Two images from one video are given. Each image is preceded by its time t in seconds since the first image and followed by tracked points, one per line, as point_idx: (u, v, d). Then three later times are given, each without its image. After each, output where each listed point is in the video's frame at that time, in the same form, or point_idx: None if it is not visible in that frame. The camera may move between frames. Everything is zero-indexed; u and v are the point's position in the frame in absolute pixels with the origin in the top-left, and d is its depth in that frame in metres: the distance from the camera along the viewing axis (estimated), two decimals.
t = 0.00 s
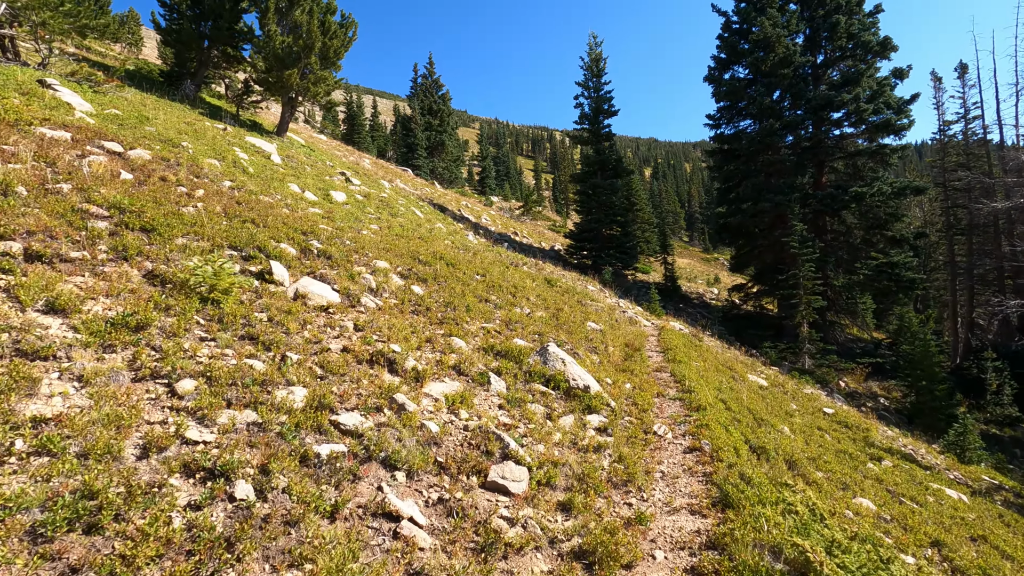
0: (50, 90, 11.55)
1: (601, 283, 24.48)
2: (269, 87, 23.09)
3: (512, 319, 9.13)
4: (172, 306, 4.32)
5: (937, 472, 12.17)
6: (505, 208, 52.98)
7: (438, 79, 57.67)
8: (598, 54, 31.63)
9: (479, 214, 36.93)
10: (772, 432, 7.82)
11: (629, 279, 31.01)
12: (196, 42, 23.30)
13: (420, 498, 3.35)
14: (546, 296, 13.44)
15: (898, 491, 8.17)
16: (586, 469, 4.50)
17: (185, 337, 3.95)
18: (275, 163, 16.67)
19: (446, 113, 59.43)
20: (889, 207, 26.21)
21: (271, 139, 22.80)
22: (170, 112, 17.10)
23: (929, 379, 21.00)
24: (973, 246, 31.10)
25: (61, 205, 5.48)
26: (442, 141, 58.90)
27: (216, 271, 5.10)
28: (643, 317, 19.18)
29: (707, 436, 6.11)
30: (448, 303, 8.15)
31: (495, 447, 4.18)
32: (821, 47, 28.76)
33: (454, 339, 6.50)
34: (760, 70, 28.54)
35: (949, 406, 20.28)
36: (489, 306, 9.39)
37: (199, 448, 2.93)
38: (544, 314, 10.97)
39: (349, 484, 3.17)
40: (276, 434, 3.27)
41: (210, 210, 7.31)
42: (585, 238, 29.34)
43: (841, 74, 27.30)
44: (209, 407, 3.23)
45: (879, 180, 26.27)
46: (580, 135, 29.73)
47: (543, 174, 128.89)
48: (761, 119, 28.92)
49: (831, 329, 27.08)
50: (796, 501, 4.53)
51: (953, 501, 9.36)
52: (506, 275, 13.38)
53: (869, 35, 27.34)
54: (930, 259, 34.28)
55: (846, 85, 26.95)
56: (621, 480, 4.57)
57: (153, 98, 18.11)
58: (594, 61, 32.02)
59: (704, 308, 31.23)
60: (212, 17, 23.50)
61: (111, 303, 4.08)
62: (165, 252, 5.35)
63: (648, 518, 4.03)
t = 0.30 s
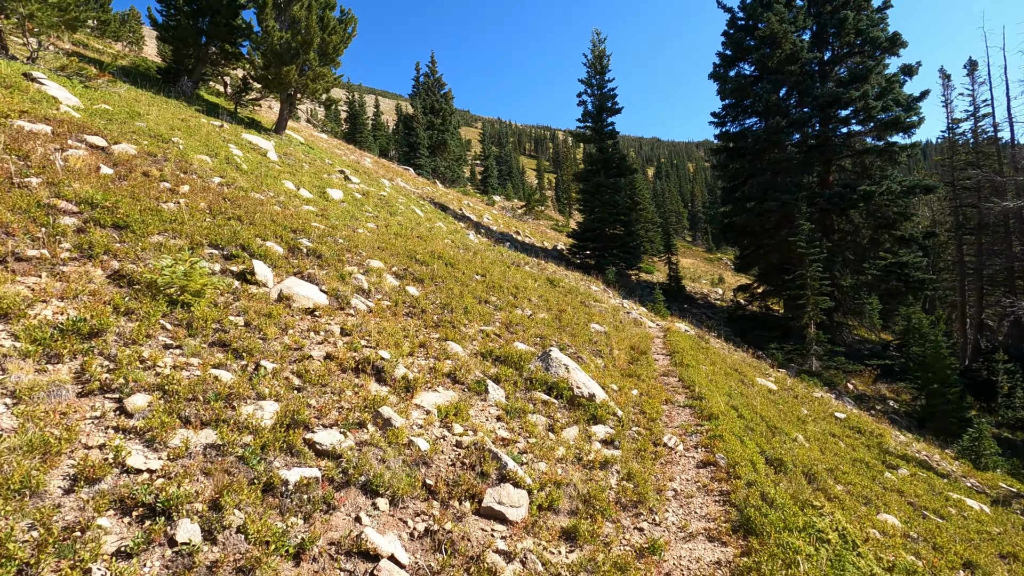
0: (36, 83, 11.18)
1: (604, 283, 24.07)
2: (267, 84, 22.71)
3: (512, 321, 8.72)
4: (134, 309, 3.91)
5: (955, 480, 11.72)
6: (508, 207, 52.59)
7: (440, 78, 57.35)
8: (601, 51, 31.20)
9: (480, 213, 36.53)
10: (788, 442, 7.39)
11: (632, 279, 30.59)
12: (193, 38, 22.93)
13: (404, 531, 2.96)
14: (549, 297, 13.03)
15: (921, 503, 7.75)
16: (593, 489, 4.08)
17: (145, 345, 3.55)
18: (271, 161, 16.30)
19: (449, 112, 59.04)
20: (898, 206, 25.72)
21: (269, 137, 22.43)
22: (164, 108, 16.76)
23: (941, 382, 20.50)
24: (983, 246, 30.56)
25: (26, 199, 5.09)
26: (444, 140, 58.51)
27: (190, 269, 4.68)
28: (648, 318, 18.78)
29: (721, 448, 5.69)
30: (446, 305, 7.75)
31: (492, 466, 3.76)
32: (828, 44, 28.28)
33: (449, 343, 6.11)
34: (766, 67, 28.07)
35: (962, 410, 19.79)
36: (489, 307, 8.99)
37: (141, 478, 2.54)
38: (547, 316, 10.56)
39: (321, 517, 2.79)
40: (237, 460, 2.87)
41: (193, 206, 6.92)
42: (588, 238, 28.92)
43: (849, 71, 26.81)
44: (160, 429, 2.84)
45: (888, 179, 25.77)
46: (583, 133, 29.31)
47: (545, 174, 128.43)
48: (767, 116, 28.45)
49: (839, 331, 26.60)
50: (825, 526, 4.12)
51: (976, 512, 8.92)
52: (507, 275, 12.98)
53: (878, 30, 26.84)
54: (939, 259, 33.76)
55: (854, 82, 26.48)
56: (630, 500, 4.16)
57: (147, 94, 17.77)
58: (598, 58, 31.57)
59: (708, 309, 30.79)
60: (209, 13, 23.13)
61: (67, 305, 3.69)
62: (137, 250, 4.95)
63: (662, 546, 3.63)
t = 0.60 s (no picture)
0: (18, 75, 10.70)
1: (608, 282, 23.55)
2: (264, 79, 22.20)
3: (516, 325, 8.19)
4: (86, 319, 3.41)
5: (979, 489, 11.19)
6: (509, 205, 52.09)
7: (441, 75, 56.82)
8: (605, 45, 30.62)
9: (482, 211, 36.01)
10: (813, 454, 6.90)
11: (637, 278, 30.06)
12: (188, 32, 22.43)
13: None
14: (554, 297, 12.51)
15: (955, 520, 7.23)
16: (613, 523, 3.58)
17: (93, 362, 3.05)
18: (266, 157, 15.80)
19: (450, 109, 58.45)
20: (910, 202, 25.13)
21: (266, 133, 21.93)
22: (157, 103, 16.28)
23: (957, 384, 19.91)
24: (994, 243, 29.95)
25: None
26: (445, 138, 57.93)
27: (158, 271, 4.18)
28: (655, 318, 18.26)
29: (748, 468, 5.19)
30: (446, 307, 7.24)
31: (499, 501, 3.25)
32: (837, 37, 27.66)
33: (450, 351, 5.60)
34: (774, 61, 27.46)
35: (978, 412, 19.23)
36: (491, 310, 8.47)
37: (57, 540, 2.05)
38: (552, 318, 10.03)
39: None
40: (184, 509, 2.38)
41: (174, 202, 6.42)
42: (592, 236, 28.38)
43: (858, 65, 26.20)
44: (91, 473, 2.35)
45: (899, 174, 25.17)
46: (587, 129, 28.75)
47: (547, 171, 127.78)
48: (775, 111, 27.87)
49: (848, 330, 26.05)
50: (878, 565, 3.61)
51: (1009, 526, 8.39)
52: (511, 275, 12.49)
53: (889, 23, 26.21)
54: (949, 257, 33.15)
55: (864, 75, 25.85)
56: (656, 535, 3.66)
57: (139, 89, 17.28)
58: (601, 53, 30.99)
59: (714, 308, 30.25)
60: (205, 6, 22.61)
61: (6, 314, 3.19)
62: (101, 250, 4.45)
63: None
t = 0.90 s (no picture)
0: None
1: (608, 281, 23.11)
2: (255, 75, 21.70)
3: (512, 330, 7.76)
4: (8, 337, 2.96)
5: (994, 494, 10.77)
6: (508, 203, 51.67)
7: (438, 72, 56.37)
8: (603, 39, 30.12)
9: (480, 209, 35.56)
10: (829, 467, 6.48)
11: (637, 276, 29.64)
12: (177, 27, 21.92)
13: None
14: (553, 298, 12.07)
15: (979, 534, 6.82)
16: (617, 565, 3.16)
17: (7, 391, 2.60)
18: (256, 154, 15.34)
19: (448, 107, 57.90)
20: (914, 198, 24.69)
21: (258, 130, 21.46)
22: (143, 99, 15.82)
23: (965, 383, 19.47)
24: (999, 238, 29.53)
25: None
26: (443, 135, 57.39)
27: (107, 281, 3.73)
28: (656, 318, 17.84)
29: (764, 489, 4.77)
30: (437, 312, 6.80)
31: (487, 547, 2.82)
32: (839, 30, 27.18)
33: (439, 361, 5.16)
34: (775, 54, 26.99)
35: (987, 412, 18.80)
36: (486, 313, 8.03)
37: None
38: (551, 321, 9.59)
39: None
40: None
41: (142, 201, 5.98)
42: (591, 234, 27.93)
43: (861, 58, 25.73)
44: None
45: (904, 169, 24.72)
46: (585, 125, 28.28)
47: (546, 169, 127.23)
48: (776, 106, 27.39)
49: (852, 328, 25.64)
50: None
51: None
52: (508, 275, 12.06)
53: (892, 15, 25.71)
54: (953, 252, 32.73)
55: (867, 69, 25.39)
56: None
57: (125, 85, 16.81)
58: (600, 47, 30.48)
59: (716, 306, 29.82)
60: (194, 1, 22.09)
61: None
62: (45, 255, 4.00)
63: None
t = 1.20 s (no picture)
0: None
1: (603, 278, 22.67)
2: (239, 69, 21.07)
3: (499, 331, 7.25)
4: None
5: (1003, 497, 10.37)
6: (502, 199, 51.22)
7: (430, 68, 55.78)
8: (597, 32, 29.60)
9: (473, 206, 35.05)
10: (837, 477, 6.02)
11: (632, 273, 29.22)
12: (158, 19, 21.27)
13: None
14: (545, 296, 11.58)
15: (997, 545, 6.38)
16: None
17: None
18: (237, 149, 14.79)
19: (441, 103, 57.26)
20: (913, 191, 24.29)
21: (242, 125, 20.87)
22: (118, 92, 15.22)
23: (966, 380, 19.11)
24: (997, 233, 29.21)
25: None
26: (436, 131, 56.76)
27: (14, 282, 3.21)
28: (652, 316, 17.39)
29: (773, 508, 4.30)
30: (415, 312, 6.29)
31: None
32: (836, 22, 26.73)
33: (413, 368, 4.66)
34: (771, 47, 26.52)
35: (988, 409, 18.45)
36: (470, 313, 7.53)
37: None
38: (541, 320, 9.10)
39: None
40: None
41: (88, 194, 5.44)
42: (586, 230, 27.46)
43: (858, 50, 25.29)
44: None
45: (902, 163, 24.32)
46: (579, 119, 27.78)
47: (541, 166, 126.68)
48: (773, 99, 26.96)
49: (851, 324, 25.27)
50: None
51: None
52: (498, 273, 11.57)
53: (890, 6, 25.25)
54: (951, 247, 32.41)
55: (864, 61, 24.94)
56: None
57: (100, 78, 16.20)
58: (593, 40, 29.96)
59: (712, 303, 29.43)
60: None
61: None
62: None
63: None
